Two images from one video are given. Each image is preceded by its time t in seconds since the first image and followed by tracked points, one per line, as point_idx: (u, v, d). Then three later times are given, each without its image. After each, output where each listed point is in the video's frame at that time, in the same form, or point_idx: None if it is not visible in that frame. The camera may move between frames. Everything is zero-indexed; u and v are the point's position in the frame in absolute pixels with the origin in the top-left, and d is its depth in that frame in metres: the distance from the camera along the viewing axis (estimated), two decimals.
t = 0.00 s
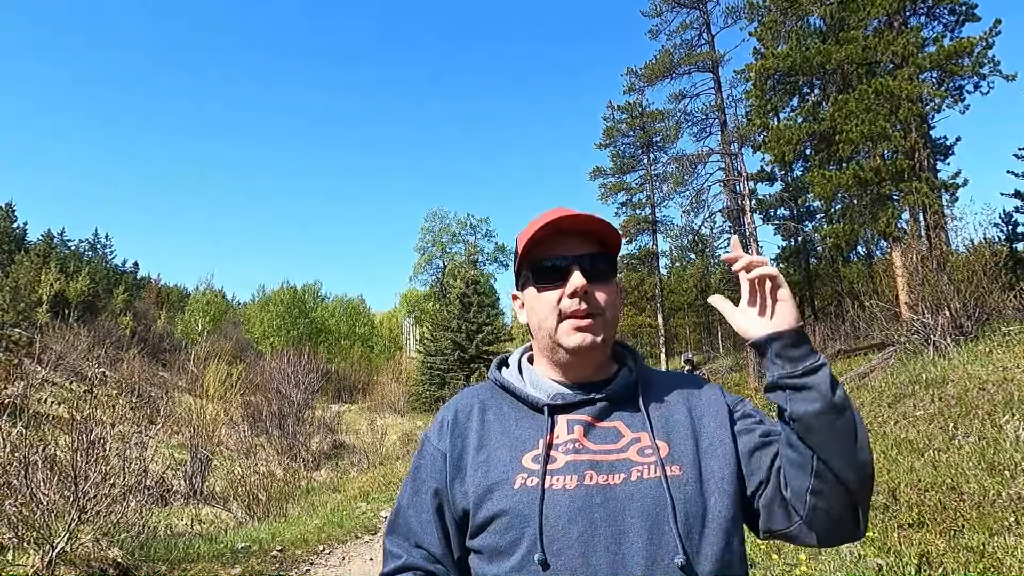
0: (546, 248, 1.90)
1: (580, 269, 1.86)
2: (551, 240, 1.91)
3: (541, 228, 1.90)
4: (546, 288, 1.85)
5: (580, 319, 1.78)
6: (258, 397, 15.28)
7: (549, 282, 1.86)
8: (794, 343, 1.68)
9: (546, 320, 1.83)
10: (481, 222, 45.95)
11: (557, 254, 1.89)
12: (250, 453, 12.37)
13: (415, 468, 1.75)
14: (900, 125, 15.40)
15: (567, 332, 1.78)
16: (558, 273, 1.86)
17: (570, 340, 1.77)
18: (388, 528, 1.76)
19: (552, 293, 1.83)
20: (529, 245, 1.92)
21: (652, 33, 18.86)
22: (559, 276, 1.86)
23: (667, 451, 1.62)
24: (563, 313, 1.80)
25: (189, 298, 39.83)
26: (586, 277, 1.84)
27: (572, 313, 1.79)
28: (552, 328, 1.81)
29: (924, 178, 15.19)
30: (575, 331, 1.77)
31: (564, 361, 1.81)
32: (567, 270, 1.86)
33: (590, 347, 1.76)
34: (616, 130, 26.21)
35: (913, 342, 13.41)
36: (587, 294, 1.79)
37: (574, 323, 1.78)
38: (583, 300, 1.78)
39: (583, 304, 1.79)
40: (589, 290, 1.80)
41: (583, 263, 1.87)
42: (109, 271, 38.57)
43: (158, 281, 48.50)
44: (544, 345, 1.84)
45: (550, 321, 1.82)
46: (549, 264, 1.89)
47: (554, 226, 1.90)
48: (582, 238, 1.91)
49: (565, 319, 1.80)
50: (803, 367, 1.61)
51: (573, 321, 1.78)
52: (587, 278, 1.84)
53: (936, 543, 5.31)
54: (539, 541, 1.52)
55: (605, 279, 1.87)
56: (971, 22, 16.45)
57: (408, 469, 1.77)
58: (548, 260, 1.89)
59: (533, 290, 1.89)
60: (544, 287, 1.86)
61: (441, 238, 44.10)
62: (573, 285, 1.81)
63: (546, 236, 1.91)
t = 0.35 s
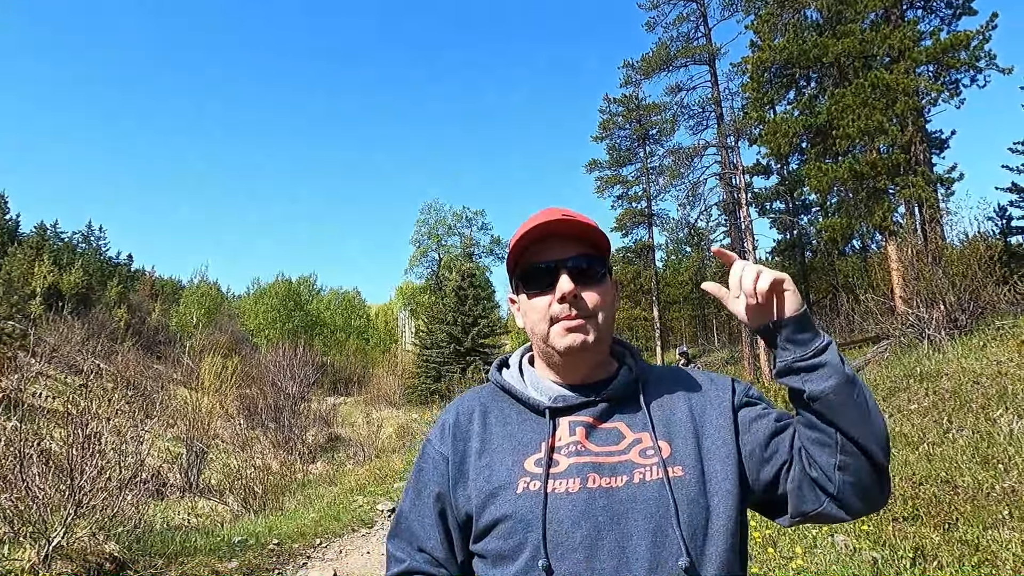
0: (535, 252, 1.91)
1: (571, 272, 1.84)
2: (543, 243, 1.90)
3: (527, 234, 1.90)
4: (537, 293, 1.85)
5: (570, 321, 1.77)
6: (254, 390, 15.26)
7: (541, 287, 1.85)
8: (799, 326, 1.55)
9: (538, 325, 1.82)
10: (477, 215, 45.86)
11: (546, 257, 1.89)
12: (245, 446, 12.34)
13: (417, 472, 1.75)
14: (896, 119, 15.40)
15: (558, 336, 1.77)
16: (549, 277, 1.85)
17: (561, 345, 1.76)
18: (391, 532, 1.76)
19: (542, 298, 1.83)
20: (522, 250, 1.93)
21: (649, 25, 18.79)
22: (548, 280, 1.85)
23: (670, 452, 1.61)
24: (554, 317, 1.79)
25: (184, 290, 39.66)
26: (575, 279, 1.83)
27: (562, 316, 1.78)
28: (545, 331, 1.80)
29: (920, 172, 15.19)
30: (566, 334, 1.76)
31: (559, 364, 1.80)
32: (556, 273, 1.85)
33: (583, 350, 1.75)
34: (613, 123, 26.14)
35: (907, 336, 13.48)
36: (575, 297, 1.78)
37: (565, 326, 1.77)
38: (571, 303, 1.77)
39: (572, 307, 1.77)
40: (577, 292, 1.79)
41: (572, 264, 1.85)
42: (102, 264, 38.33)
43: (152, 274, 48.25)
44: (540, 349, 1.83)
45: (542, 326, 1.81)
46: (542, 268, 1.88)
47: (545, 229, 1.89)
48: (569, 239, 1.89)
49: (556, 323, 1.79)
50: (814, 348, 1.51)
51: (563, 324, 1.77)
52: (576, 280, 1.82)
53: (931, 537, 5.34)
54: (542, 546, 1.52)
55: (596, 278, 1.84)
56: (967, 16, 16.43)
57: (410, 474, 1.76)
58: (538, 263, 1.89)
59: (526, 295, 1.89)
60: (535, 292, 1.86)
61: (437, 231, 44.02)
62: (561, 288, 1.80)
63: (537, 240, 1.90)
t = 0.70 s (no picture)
0: (536, 252, 1.91)
1: (575, 273, 1.85)
2: (546, 246, 1.90)
3: (529, 235, 1.90)
4: (541, 293, 1.86)
5: (573, 322, 1.79)
6: (247, 387, 15.22)
7: (545, 288, 1.86)
8: None
9: (540, 326, 1.84)
10: (471, 211, 45.83)
11: (548, 258, 1.90)
12: (239, 443, 12.31)
13: (419, 467, 1.75)
14: (889, 118, 15.47)
15: (561, 337, 1.79)
16: (551, 278, 1.87)
17: (564, 346, 1.78)
18: (391, 527, 1.76)
19: (546, 298, 1.84)
20: (526, 251, 1.91)
21: (644, 23, 18.80)
22: (551, 280, 1.87)
23: (674, 452, 1.64)
24: (557, 318, 1.81)
25: (177, 286, 39.51)
26: (578, 280, 1.84)
27: (564, 317, 1.80)
28: (549, 332, 1.82)
29: (913, 171, 15.27)
30: (569, 335, 1.78)
31: (561, 364, 1.82)
32: (559, 274, 1.86)
33: (586, 351, 1.77)
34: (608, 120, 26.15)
35: (899, 334, 13.58)
36: (578, 298, 1.80)
37: (568, 327, 1.79)
38: (574, 304, 1.79)
39: (575, 308, 1.79)
40: (580, 293, 1.81)
41: (574, 266, 1.87)
42: (94, 259, 38.07)
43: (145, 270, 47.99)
44: (542, 348, 1.85)
45: (545, 326, 1.83)
46: (546, 270, 1.88)
47: (548, 231, 1.88)
48: (571, 240, 1.90)
49: (559, 323, 1.81)
50: None
51: (566, 325, 1.79)
52: (579, 282, 1.84)
53: (922, 533, 5.40)
54: (546, 545, 1.53)
55: (598, 280, 1.86)
56: (960, 16, 16.53)
57: (412, 469, 1.76)
58: (540, 264, 1.90)
59: (530, 296, 1.90)
60: (539, 293, 1.87)
61: (431, 227, 43.96)
62: (564, 289, 1.82)
63: (542, 240, 1.89)
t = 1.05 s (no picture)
0: (543, 261, 1.89)
1: (581, 285, 1.84)
2: (553, 256, 1.88)
3: (537, 244, 1.89)
4: (544, 304, 1.86)
5: (575, 334, 1.79)
6: (242, 379, 15.20)
7: (549, 297, 1.85)
8: None
9: (542, 335, 1.84)
10: (466, 203, 45.74)
11: (553, 269, 1.88)
12: (234, 435, 12.31)
13: (415, 470, 1.75)
14: (884, 111, 15.47)
15: (562, 347, 1.79)
16: (556, 288, 1.86)
17: (564, 357, 1.79)
18: (386, 527, 1.76)
19: (549, 310, 1.83)
20: (533, 259, 1.90)
21: (639, 14, 18.72)
22: (555, 290, 1.85)
23: (673, 465, 1.65)
24: (560, 329, 1.80)
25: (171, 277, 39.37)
26: (584, 292, 1.83)
27: (567, 328, 1.80)
28: (550, 341, 1.82)
29: (907, 164, 15.31)
30: (570, 346, 1.78)
31: (561, 373, 1.81)
32: (564, 285, 1.85)
33: (586, 362, 1.77)
34: (603, 112, 26.08)
35: (892, 327, 13.66)
36: (581, 313, 1.79)
37: (569, 338, 1.79)
38: (578, 318, 1.79)
39: (578, 322, 1.79)
40: (584, 308, 1.80)
41: (579, 278, 1.85)
42: (87, 250, 37.87)
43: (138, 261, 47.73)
44: (543, 356, 1.85)
45: (547, 336, 1.83)
46: (551, 280, 1.87)
47: (557, 243, 1.87)
48: (579, 253, 1.88)
49: (560, 334, 1.80)
50: None
51: (568, 336, 1.79)
52: (583, 295, 1.83)
53: (912, 527, 5.46)
54: (542, 554, 1.54)
55: (603, 293, 1.85)
56: (956, 9, 16.53)
57: (408, 471, 1.77)
58: (546, 274, 1.89)
59: (533, 305, 1.89)
60: (543, 302, 1.86)
61: (426, 219, 43.88)
62: (568, 302, 1.81)
63: (550, 250, 1.88)
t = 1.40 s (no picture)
0: (541, 260, 1.89)
1: (580, 285, 1.85)
2: (552, 256, 1.88)
3: (537, 242, 1.88)
4: (543, 303, 1.86)
5: (573, 334, 1.80)
6: (244, 379, 15.23)
7: (548, 296, 1.85)
8: None
9: (540, 334, 1.84)
10: (469, 203, 45.77)
11: (552, 268, 1.88)
12: (237, 436, 12.33)
13: (414, 468, 1.76)
14: (886, 110, 15.44)
15: (561, 348, 1.80)
16: (555, 288, 1.85)
17: (563, 357, 1.79)
18: (384, 525, 1.76)
19: (547, 309, 1.84)
20: (532, 258, 1.89)
21: (641, 14, 18.72)
22: (553, 290, 1.86)
23: (670, 463, 1.65)
24: (557, 329, 1.81)
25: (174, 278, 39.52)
26: (583, 292, 1.83)
27: (566, 329, 1.80)
28: (548, 341, 1.82)
29: (910, 163, 15.29)
30: (569, 346, 1.79)
31: (559, 372, 1.82)
32: (563, 285, 1.85)
33: (585, 362, 1.78)
34: (605, 112, 26.08)
35: (895, 327, 13.62)
36: (581, 313, 1.79)
37: (568, 339, 1.79)
38: (576, 318, 1.79)
39: (577, 322, 1.79)
40: (583, 308, 1.80)
41: (578, 277, 1.86)
42: (90, 251, 37.97)
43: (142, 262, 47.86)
44: (542, 355, 1.85)
45: (544, 336, 1.83)
46: (550, 280, 1.87)
47: (556, 242, 1.86)
48: (577, 252, 1.88)
49: (559, 334, 1.81)
50: None
51: (566, 336, 1.80)
52: (582, 294, 1.83)
53: (915, 527, 5.45)
54: (539, 551, 1.54)
55: (602, 292, 1.85)
56: (958, 8, 16.49)
57: (406, 469, 1.77)
58: (545, 273, 1.89)
59: (531, 305, 1.88)
60: (541, 302, 1.86)
61: (428, 219, 43.91)
62: (567, 302, 1.81)
63: (548, 249, 1.88)
